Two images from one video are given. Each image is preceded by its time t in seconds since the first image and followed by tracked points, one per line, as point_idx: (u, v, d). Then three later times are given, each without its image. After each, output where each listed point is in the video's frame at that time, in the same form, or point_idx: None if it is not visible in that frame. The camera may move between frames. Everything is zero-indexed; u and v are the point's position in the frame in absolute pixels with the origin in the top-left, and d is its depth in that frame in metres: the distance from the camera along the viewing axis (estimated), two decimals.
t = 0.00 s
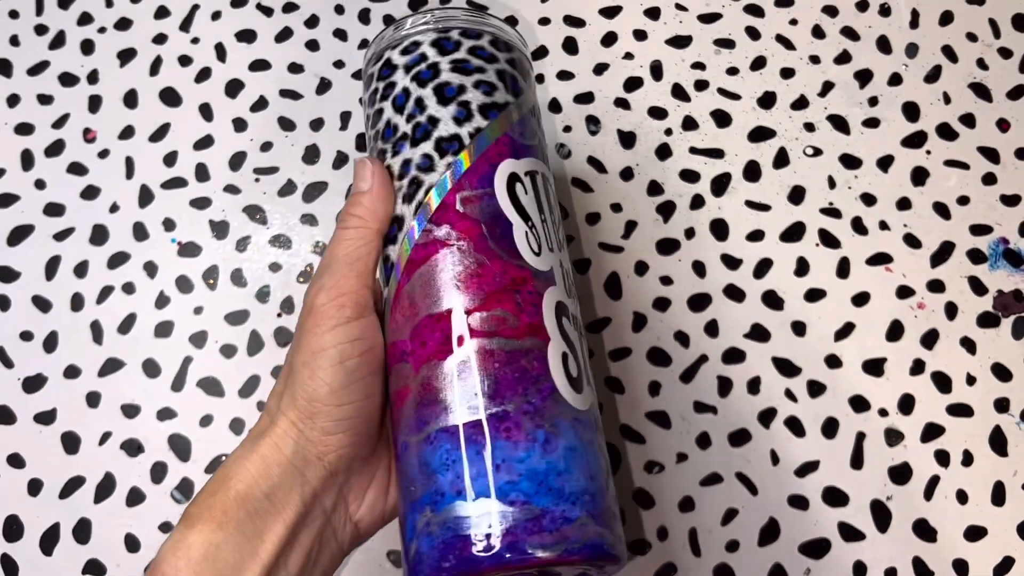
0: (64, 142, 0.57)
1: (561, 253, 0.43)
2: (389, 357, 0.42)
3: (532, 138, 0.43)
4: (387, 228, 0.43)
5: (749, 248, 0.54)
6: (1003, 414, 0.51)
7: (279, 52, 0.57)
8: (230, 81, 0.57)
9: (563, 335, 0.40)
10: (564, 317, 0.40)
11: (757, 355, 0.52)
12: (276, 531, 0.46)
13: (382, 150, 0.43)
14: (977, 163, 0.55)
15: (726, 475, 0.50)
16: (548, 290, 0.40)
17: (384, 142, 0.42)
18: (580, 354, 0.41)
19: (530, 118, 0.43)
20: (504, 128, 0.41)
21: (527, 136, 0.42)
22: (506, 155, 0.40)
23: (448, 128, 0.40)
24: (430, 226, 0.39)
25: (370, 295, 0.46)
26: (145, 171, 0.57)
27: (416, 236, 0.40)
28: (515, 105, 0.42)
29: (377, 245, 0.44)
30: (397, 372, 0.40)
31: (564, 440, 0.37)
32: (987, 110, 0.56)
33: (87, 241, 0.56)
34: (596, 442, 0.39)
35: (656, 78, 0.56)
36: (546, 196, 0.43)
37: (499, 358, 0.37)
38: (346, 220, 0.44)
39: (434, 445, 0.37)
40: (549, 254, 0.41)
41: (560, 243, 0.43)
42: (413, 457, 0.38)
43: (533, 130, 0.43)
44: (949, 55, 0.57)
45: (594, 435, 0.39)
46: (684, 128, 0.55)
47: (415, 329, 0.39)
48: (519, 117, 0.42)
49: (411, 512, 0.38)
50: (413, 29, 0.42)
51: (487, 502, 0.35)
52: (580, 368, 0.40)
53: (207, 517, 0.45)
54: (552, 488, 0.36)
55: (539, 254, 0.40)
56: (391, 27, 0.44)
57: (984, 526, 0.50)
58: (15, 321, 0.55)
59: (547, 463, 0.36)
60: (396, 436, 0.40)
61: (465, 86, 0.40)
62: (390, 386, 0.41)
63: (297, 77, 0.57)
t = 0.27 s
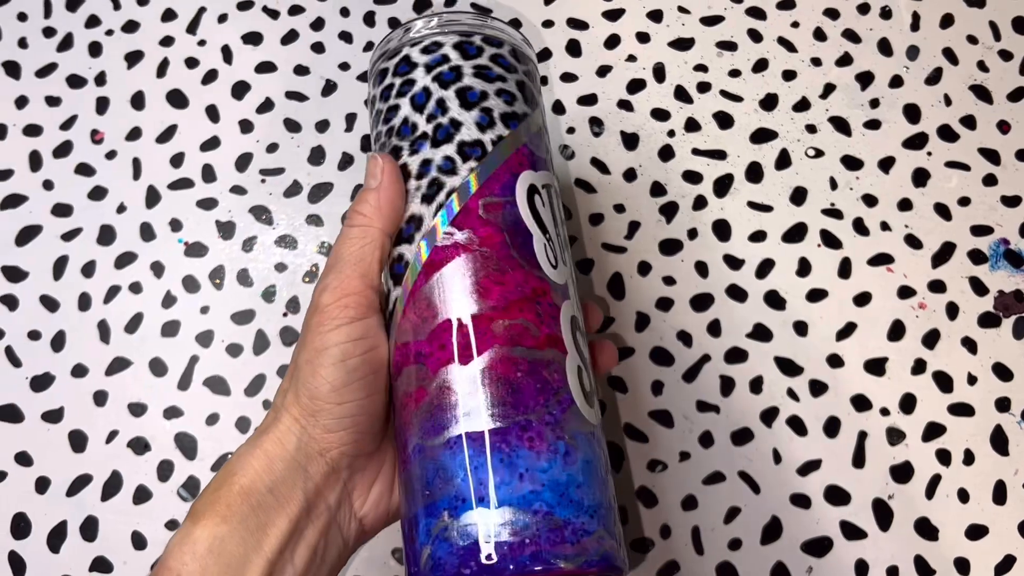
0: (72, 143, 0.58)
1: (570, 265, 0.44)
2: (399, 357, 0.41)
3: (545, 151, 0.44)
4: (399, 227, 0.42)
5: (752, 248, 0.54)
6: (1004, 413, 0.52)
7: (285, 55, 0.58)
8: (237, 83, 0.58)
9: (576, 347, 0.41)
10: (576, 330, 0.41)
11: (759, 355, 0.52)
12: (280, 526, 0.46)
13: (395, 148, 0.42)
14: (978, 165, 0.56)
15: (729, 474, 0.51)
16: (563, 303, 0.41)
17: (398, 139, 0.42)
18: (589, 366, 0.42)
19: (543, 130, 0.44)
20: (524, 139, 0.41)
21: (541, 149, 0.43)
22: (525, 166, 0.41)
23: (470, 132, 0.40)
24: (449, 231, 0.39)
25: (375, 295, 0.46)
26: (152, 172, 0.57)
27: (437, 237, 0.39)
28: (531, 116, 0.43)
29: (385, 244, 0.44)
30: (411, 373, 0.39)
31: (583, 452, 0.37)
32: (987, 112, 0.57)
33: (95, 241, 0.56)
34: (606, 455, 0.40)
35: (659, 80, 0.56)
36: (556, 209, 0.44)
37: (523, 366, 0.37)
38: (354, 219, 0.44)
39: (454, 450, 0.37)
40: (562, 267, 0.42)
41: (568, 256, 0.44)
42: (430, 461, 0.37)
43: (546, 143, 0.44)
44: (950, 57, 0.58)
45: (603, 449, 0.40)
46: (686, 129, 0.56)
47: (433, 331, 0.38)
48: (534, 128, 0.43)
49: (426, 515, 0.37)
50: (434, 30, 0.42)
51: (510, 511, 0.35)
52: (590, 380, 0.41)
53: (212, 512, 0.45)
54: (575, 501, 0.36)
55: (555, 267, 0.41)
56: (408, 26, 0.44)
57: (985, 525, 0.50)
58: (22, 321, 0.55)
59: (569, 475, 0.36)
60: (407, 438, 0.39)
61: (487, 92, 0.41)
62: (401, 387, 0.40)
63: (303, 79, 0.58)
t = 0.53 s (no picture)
0: (75, 146, 0.58)
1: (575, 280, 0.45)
2: (414, 364, 0.40)
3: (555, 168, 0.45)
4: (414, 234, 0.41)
5: (752, 250, 0.54)
6: (1004, 414, 0.52)
7: (288, 58, 0.58)
8: (239, 86, 0.58)
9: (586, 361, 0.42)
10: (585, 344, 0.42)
11: (759, 356, 0.52)
12: (290, 533, 0.45)
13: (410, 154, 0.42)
14: (977, 167, 0.56)
15: (729, 475, 0.51)
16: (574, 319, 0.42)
17: (414, 145, 0.41)
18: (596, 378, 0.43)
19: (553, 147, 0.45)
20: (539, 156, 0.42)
21: (552, 165, 0.44)
22: (540, 182, 0.42)
23: (490, 144, 0.40)
24: (471, 241, 0.39)
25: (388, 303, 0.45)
26: (155, 173, 0.57)
27: (458, 247, 0.39)
28: (544, 133, 0.44)
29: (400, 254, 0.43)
30: (428, 381, 0.39)
31: (598, 468, 0.38)
32: (987, 115, 0.57)
33: (98, 242, 0.57)
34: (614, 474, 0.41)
35: (659, 82, 0.57)
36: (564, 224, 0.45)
37: (545, 379, 0.38)
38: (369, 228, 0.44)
39: (477, 460, 0.36)
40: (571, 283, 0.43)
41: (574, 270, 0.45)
42: (451, 471, 0.37)
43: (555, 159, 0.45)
44: (949, 60, 0.58)
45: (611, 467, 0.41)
46: (686, 132, 0.56)
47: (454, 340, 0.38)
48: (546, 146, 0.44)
49: (444, 525, 0.37)
50: (453, 40, 0.42)
51: (534, 524, 0.35)
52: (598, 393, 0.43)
53: (221, 518, 0.44)
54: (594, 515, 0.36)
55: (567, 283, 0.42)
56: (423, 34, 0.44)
57: (985, 526, 0.50)
58: (25, 322, 0.56)
59: (588, 489, 0.37)
60: (423, 447, 0.39)
61: (506, 106, 0.41)
62: (415, 395, 0.40)
63: (305, 82, 0.58)
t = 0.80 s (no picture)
0: (77, 146, 0.58)
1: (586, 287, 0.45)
2: (434, 370, 0.39)
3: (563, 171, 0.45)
4: (430, 232, 0.40)
5: (752, 250, 0.54)
6: (1004, 415, 0.52)
7: (290, 59, 0.59)
8: (241, 87, 0.58)
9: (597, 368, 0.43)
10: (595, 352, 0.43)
11: (759, 356, 0.52)
12: (291, 535, 0.45)
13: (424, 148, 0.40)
14: (977, 168, 0.56)
15: (729, 475, 0.51)
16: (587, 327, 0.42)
17: (431, 139, 0.40)
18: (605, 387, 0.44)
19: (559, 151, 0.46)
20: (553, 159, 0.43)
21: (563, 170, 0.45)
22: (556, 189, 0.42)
23: (511, 145, 0.40)
24: (492, 248, 0.39)
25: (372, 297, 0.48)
26: (157, 174, 0.58)
27: (481, 253, 0.39)
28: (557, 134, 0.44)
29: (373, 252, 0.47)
30: (448, 389, 0.39)
31: (612, 480, 0.39)
32: (987, 116, 0.57)
33: (100, 242, 0.57)
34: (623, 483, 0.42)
35: (660, 83, 0.57)
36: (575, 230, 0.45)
37: (567, 391, 0.38)
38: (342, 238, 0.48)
39: (503, 472, 0.36)
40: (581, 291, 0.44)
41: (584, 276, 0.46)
42: (475, 481, 0.37)
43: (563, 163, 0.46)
44: (949, 61, 0.58)
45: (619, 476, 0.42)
46: (687, 133, 0.56)
47: (479, 348, 0.38)
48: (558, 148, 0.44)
49: (468, 535, 0.36)
50: (473, 31, 0.41)
51: (559, 536, 0.35)
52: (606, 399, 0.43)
53: (222, 520, 0.44)
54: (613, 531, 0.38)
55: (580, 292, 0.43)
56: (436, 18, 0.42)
57: (985, 526, 0.50)
58: (27, 321, 0.56)
59: (606, 501, 0.38)
60: (444, 455, 0.38)
61: (525, 105, 0.41)
62: (433, 401, 0.39)
63: (307, 83, 0.58)
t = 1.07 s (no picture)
0: (80, 146, 0.59)
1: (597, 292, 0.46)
2: (471, 368, 0.38)
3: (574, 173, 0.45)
4: (463, 228, 0.38)
5: (750, 249, 0.55)
6: (1001, 413, 0.52)
7: (291, 59, 0.59)
8: (243, 86, 0.59)
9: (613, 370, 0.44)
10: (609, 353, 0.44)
11: (757, 354, 0.53)
12: (288, 537, 0.44)
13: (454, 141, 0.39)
14: (974, 168, 0.56)
15: (727, 472, 0.51)
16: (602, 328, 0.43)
17: (462, 132, 0.38)
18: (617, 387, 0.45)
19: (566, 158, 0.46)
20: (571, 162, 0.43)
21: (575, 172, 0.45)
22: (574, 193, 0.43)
23: (541, 143, 0.39)
24: (530, 248, 0.38)
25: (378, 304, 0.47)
26: (159, 173, 0.58)
27: (520, 252, 0.38)
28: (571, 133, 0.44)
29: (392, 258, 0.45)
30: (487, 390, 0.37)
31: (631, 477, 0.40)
32: (984, 116, 0.57)
33: (102, 241, 0.57)
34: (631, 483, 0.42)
35: (659, 84, 0.57)
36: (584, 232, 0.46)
37: (598, 393, 0.39)
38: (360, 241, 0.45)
39: (549, 472, 0.36)
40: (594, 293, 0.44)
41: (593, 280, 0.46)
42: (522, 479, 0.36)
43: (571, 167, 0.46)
44: (947, 62, 0.58)
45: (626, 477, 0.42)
46: (686, 132, 0.57)
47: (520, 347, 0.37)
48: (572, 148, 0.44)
49: (516, 533, 0.35)
50: (500, 23, 0.40)
51: (603, 533, 0.36)
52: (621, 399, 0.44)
53: (219, 523, 0.43)
54: (639, 524, 0.38)
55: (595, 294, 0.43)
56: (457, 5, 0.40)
57: (982, 524, 0.50)
58: (29, 319, 0.56)
59: (631, 498, 0.39)
60: (486, 454, 0.37)
61: (549, 103, 0.41)
62: (471, 401, 0.38)
63: (308, 83, 0.59)
